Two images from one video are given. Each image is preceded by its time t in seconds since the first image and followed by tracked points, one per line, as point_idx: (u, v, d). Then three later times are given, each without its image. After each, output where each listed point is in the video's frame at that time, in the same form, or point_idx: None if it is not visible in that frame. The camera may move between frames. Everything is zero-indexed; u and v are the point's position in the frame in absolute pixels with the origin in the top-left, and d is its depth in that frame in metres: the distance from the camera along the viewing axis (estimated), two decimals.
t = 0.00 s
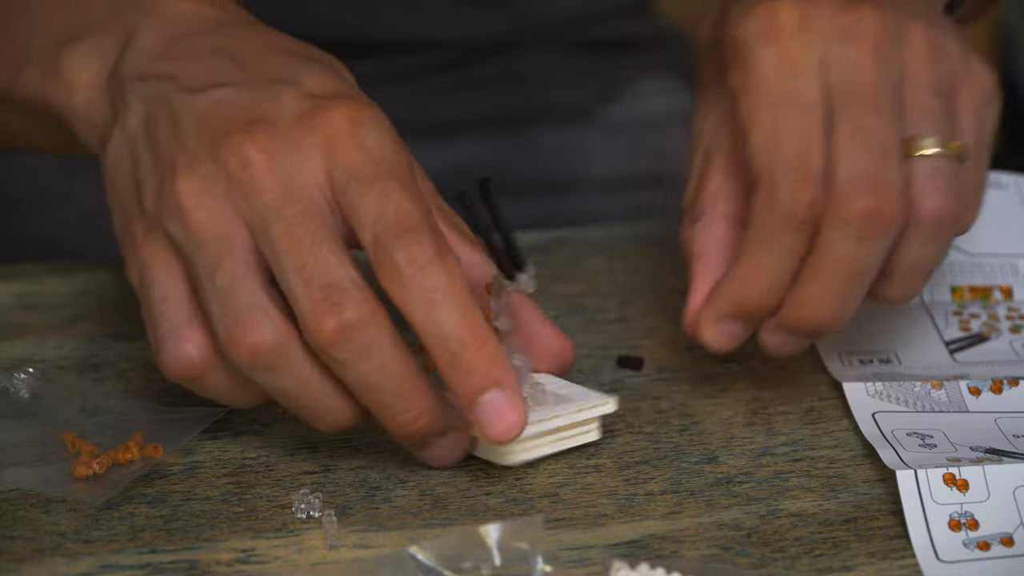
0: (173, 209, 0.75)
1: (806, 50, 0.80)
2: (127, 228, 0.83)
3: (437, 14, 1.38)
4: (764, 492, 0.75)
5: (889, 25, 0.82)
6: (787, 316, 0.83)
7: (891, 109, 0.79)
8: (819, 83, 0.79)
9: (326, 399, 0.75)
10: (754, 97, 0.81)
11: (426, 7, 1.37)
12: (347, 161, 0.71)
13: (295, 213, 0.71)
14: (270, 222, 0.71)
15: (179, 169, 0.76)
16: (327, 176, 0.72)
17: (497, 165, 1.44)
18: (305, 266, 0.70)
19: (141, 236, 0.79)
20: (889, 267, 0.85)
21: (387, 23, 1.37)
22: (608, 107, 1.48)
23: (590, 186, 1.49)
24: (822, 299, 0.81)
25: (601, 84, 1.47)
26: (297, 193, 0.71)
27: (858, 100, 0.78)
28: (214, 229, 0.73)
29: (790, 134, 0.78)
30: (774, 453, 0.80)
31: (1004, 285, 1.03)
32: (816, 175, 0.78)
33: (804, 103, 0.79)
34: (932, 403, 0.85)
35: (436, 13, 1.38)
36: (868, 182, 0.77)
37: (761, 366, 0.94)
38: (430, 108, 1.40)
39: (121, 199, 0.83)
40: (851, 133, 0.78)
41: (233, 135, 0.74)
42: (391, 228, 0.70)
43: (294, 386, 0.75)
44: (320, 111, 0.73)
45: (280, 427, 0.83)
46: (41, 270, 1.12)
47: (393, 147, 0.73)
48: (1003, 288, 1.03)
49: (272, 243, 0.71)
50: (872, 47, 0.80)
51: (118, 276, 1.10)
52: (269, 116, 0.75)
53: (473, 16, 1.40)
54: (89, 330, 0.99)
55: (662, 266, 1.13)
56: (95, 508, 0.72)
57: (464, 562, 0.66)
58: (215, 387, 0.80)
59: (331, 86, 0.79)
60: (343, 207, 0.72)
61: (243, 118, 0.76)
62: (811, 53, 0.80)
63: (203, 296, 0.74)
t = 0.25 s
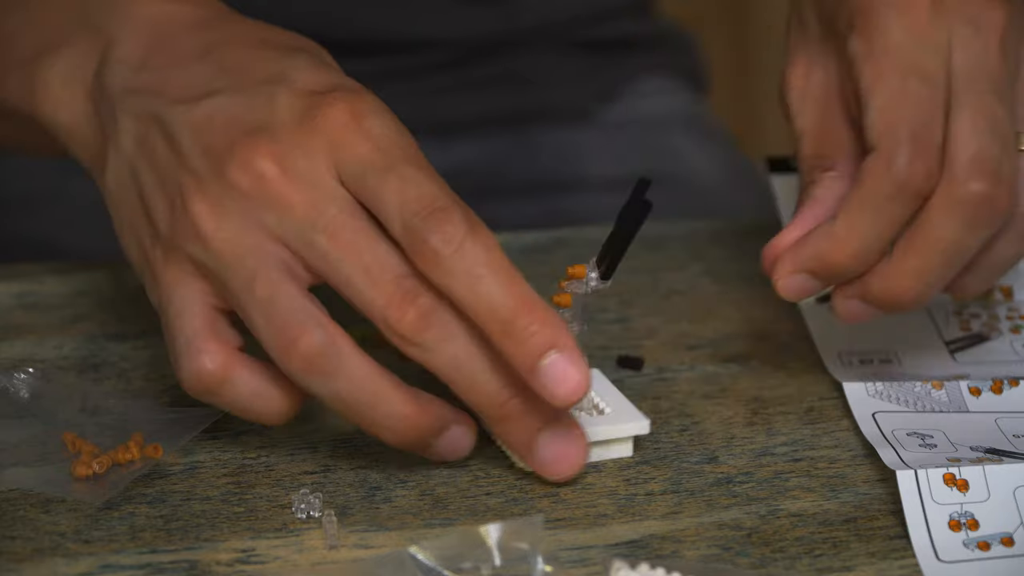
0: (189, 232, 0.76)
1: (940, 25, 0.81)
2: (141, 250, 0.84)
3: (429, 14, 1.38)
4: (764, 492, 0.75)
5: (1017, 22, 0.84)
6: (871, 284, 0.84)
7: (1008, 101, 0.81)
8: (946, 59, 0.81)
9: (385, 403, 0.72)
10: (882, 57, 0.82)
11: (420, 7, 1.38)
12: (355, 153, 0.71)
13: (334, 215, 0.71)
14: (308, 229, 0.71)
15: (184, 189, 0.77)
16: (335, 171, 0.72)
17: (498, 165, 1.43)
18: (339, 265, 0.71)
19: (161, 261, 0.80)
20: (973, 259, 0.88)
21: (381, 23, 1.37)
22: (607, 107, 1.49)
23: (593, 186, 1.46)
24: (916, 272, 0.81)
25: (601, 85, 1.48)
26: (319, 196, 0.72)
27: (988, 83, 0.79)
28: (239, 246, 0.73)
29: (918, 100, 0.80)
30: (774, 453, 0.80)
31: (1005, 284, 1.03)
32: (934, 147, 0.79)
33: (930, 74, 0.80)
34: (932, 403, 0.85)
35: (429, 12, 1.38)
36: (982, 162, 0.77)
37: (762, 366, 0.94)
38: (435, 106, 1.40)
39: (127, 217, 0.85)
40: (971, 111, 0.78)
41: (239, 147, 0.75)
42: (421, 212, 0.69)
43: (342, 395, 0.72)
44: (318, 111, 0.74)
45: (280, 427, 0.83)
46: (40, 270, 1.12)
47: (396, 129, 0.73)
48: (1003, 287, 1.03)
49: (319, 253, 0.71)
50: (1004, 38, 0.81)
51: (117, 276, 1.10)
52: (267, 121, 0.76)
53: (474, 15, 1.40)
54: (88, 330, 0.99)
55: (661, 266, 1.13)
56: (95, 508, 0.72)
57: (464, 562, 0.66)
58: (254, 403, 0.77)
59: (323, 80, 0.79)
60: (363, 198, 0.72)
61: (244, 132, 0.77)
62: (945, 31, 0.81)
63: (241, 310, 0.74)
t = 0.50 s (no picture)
0: (190, 225, 0.77)
1: (958, 55, 0.81)
2: (139, 241, 0.84)
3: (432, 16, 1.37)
4: (764, 492, 0.75)
5: None
6: (862, 313, 0.84)
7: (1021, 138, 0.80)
8: (961, 90, 0.80)
9: (359, 399, 0.72)
10: (896, 86, 0.82)
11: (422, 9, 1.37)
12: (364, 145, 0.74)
13: (314, 202, 0.73)
14: (288, 215, 0.73)
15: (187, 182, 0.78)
16: (342, 166, 0.74)
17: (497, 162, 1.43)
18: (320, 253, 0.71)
19: (158, 252, 0.81)
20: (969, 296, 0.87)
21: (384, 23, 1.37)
22: (608, 105, 1.49)
23: (594, 187, 1.47)
24: (913, 302, 0.81)
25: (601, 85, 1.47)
26: (315, 187, 0.73)
27: (1001, 115, 0.79)
28: (233, 236, 0.75)
29: (922, 128, 0.80)
30: (773, 453, 0.80)
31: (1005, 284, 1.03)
32: (936, 177, 0.80)
33: (941, 105, 0.80)
34: (932, 403, 0.85)
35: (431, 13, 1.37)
36: (986, 198, 0.77)
37: (762, 366, 0.94)
38: (436, 105, 1.40)
39: (126, 208, 0.85)
40: (984, 147, 0.78)
41: (241, 144, 0.77)
42: (428, 195, 0.71)
43: (318, 390, 0.72)
44: (322, 108, 0.76)
45: (280, 427, 0.83)
46: (39, 270, 1.12)
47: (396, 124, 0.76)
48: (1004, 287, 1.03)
49: (295, 236, 0.72)
50: None
51: (117, 276, 1.09)
52: (268, 117, 0.78)
53: (476, 14, 1.39)
54: (88, 330, 0.99)
55: (661, 266, 1.13)
56: (95, 508, 0.72)
57: (464, 562, 0.66)
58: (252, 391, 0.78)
59: (324, 76, 0.81)
60: (368, 188, 0.73)
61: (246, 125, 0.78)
62: (963, 61, 0.81)
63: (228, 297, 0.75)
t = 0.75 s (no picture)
0: (227, 223, 0.80)
1: (927, 94, 0.76)
2: (171, 241, 0.87)
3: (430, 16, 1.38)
4: (764, 492, 0.75)
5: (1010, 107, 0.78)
6: (791, 340, 0.79)
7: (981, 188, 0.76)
8: (923, 132, 0.76)
9: (404, 395, 0.74)
10: (858, 117, 0.76)
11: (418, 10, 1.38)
12: (397, 144, 0.76)
13: (360, 204, 0.75)
14: (337, 217, 0.75)
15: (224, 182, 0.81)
16: (379, 167, 0.77)
17: (497, 163, 1.43)
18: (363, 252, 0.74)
19: (191, 253, 0.84)
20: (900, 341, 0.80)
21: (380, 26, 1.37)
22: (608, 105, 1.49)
23: (594, 187, 1.45)
24: (835, 339, 0.76)
25: (602, 84, 1.48)
26: (355, 188, 0.76)
27: (959, 164, 0.74)
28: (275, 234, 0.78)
29: (876, 163, 0.74)
30: (773, 453, 0.80)
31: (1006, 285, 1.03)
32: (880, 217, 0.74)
33: (899, 145, 0.74)
34: (932, 403, 0.85)
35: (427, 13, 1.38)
36: (927, 249, 0.72)
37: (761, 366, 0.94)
38: (438, 104, 1.40)
39: (161, 211, 0.88)
40: (935, 197, 0.73)
41: (278, 144, 0.80)
42: (455, 192, 0.72)
43: (365, 386, 0.74)
44: (362, 110, 0.79)
45: (280, 427, 0.83)
46: (39, 271, 1.12)
47: (436, 128, 0.79)
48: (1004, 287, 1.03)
49: (343, 238, 0.75)
50: (990, 125, 0.76)
51: (117, 276, 1.09)
52: (309, 121, 0.82)
53: (476, 15, 1.40)
54: (88, 330, 0.99)
55: (661, 266, 1.13)
56: (95, 508, 0.72)
57: (464, 563, 0.66)
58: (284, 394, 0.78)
59: (363, 85, 0.85)
60: (399, 185, 0.76)
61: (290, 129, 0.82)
62: (928, 99, 0.76)
63: (271, 296, 0.78)
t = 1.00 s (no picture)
0: (200, 235, 0.79)
1: (905, 150, 0.73)
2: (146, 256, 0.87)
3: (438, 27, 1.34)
4: (764, 492, 0.75)
5: (993, 173, 0.75)
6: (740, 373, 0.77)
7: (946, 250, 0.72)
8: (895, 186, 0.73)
9: (399, 391, 0.73)
10: (831, 157, 0.73)
11: (422, 17, 1.33)
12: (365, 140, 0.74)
13: (342, 208, 0.74)
14: (318, 224, 0.74)
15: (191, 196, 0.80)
16: (346, 165, 0.75)
17: (499, 167, 1.43)
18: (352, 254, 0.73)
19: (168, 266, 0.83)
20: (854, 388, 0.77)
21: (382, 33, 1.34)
22: (612, 109, 1.46)
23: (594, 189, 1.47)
24: (783, 378, 0.74)
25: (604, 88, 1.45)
26: (330, 192, 0.75)
27: (925, 225, 0.71)
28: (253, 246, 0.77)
29: (833, 209, 0.71)
30: (773, 454, 0.80)
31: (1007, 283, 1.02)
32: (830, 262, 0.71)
33: (862, 194, 0.71)
34: (932, 403, 0.85)
35: (431, 22, 1.33)
36: (883, 304, 0.69)
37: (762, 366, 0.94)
38: (437, 112, 1.37)
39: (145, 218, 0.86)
40: (899, 245, 0.70)
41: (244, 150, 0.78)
42: (427, 181, 0.70)
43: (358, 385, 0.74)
44: (323, 106, 0.77)
45: (280, 427, 0.83)
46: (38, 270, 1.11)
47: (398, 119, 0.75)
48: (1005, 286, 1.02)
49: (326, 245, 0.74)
50: (966, 188, 0.73)
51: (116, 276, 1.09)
52: (271, 125, 0.79)
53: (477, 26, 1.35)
54: (88, 330, 0.99)
55: (661, 266, 1.13)
56: (95, 508, 0.72)
57: (464, 563, 0.66)
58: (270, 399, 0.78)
59: (326, 78, 0.82)
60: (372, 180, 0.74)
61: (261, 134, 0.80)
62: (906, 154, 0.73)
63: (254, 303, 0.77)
